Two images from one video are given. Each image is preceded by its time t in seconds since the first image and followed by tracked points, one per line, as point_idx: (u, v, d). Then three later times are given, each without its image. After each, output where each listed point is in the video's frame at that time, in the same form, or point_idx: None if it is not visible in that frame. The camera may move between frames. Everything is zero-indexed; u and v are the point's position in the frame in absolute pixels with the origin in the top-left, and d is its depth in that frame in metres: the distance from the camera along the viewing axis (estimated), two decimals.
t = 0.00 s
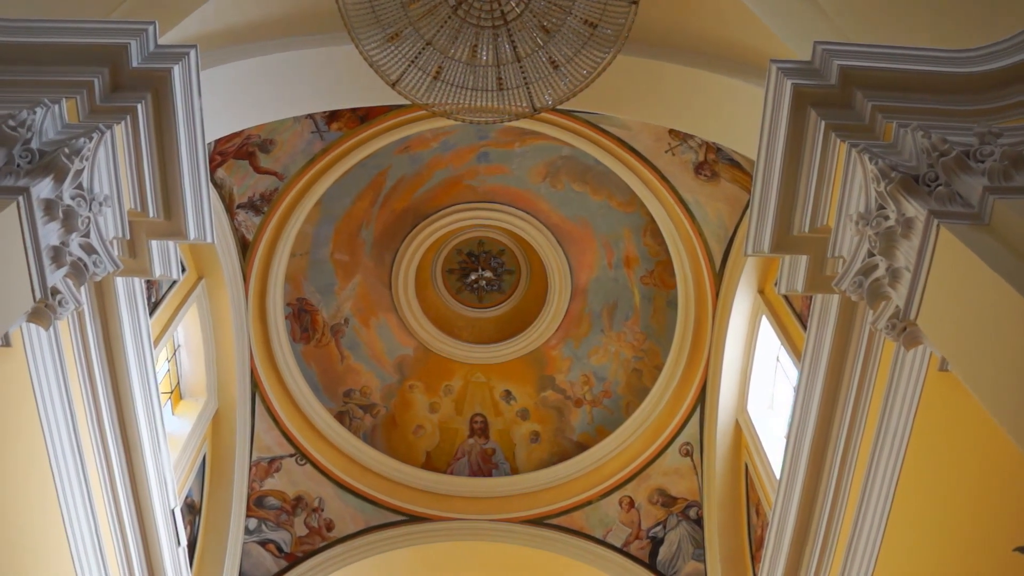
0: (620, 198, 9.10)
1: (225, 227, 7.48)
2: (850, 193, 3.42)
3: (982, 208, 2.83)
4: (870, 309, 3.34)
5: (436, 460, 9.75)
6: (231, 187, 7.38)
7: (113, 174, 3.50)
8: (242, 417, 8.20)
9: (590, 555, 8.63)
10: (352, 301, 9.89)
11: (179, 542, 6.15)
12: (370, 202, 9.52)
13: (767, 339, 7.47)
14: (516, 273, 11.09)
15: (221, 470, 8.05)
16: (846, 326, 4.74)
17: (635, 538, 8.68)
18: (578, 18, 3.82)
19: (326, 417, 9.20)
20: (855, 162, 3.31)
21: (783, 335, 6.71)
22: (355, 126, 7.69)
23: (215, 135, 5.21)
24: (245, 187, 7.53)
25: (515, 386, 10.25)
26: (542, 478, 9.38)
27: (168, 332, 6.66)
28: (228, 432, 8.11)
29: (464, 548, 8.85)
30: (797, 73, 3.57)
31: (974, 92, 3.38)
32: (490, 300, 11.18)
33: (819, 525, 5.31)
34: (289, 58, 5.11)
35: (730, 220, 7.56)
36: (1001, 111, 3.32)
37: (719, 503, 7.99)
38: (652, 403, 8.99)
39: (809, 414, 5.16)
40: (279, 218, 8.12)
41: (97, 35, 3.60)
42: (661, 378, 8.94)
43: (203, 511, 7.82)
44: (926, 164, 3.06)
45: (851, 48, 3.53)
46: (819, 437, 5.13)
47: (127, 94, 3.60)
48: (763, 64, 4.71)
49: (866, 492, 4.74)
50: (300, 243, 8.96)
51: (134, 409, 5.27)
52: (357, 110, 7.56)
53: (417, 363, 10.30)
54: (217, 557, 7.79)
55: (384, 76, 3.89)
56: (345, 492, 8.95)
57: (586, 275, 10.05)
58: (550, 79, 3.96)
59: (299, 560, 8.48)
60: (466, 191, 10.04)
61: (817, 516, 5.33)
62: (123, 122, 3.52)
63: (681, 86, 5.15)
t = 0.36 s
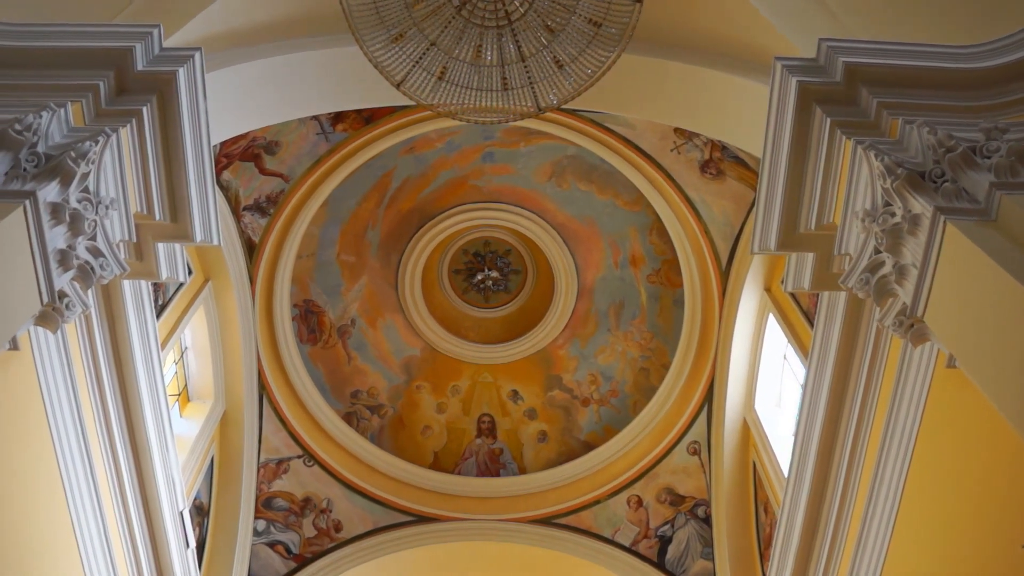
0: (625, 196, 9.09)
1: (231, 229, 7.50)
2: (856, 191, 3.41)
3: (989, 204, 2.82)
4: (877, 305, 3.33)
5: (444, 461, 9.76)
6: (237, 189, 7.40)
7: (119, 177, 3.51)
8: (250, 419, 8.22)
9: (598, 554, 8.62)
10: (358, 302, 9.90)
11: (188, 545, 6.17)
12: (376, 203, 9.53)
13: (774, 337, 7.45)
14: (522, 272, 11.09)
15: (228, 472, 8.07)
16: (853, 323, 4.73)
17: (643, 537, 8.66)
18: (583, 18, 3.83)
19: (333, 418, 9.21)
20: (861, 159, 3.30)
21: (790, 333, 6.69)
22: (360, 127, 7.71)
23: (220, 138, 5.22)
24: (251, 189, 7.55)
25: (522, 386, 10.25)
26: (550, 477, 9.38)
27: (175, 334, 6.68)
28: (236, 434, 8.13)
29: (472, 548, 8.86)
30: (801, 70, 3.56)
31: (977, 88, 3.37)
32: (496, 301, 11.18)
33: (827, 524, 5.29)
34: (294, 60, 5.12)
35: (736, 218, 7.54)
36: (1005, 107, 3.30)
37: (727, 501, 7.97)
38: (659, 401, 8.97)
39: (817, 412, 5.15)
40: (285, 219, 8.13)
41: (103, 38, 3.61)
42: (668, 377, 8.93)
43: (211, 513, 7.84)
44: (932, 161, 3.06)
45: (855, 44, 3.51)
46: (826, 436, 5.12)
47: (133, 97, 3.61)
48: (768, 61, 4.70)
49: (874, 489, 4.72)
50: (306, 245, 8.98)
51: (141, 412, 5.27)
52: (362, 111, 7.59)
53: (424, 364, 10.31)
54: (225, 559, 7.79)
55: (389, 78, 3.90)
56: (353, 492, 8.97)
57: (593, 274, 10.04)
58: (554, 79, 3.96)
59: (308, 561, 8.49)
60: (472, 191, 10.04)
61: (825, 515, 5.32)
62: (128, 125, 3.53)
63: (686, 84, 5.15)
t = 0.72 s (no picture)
0: (631, 195, 9.08)
1: (237, 231, 7.52)
2: (861, 188, 3.40)
3: (995, 200, 2.81)
4: (883, 303, 3.31)
5: (451, 461, 9.76)
6: (242, 191, 7.42)
7: (125, 180, 3.52)
8: (257, 421, 8.24)
9: (606, 553, 8.61)
10: (365, 303, 9.91)
11: (197, 546, 6.19)
12: (381, 204, 9.55)
13: (781, 335, 7.43)
14: (528, 272, 11.09)
15: (236, 473, 8.09)
16: (861, 320, 4.72)
17: (651, 536, 8.65)
18: (587, 16, 3.82)
19: (340, 419, 9.23)
20: (866, 156, 3.29)
21: (797, 331, 6.67)
22: (365, 128, 7.73)
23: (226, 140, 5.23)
24: (257, 190, 7.57)
25: (529, 385, 10.25)
26: (557, 477, 9.38)
27: (182, 337, 6.70)
28: (243, 436, 8.15)
29: (480, 548, 8.86)
30: (806, 68, 3.55)
31: (984, 83, 3.35)
32: (502, 300, 11.19)
33: (835, 522, 5.28)
34: (300, 62, 5.13)
35: (742, 216, 7.53)
36: (1013, 103, 3.28)
37: (735, 500, 7.96)
38: (666, 400, 8.96)
39: (824, 410, 5.13)
40: (291, 221, 8.15)
41: (109, 42, 3.63)
42: (675, 376, 8.92)
43: (219, 514, 7.86)
44: (938, 157, 3.05)
45: (860, 41, 3.50)
46: (834, 434, 5.10)
47: (138, 100, 3.63)
48: (773, 59, 4.69)
49: (882, 487, 4.71)
50: (312, 246, 8.99)
51: (149, 414, 5.29)
52: (367, 112, 7.61)
53: (431, 364, 10.32)
54: (234, 560, 7.81)
55: (393, 78, 3.88)
56: (360, 493, 8.98)
57: (599, 273, 10.03)
58: (559, 78, 3.96)
59: (316, 562, 8.50)
60: (477, 191, 10.05)
61: (834, 513, 5.30)
62: (134, 128, 3.54)
63: (690, 83, 5.14)
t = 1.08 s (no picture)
0: (636, 194, 9.07)
1: (243, 233, 7.54)
2: (867, 185, 3.39)
3: (1002, 196, 2.80)
4: (890, 300, 3.31)
5: (459, 461, 9.76)
6: (248, 193, 7.43)
7: (130, 182, 3.53)
8: (264, 422, 8.25)
9: (613, 552, 8.60)
10: (371, 304, 9.92)
11: (205, 548, 6.20)
12: (386, 205, 9.55)
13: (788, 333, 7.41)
14: (534, 272, 11.09)
15: (243, 475, 8.10)
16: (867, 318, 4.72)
17: (659, 535, 8.63)
18: (590, 15, 3.81)
19: (347, 420, 9.24)
20: (872, 153, 3.28)
21: (803, 329, 6.66)
22: (370, 129, 7.74)
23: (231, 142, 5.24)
24: (262, 192, 7.58)
25: (536, 385, 10.25)
26: (564, 477, 9.37)
27: (188, 339, 6.71)
28: (250, 437, 8.16)
29: (488, 547, 8.86)
30: (811, 65, 3.54)
31: (989, 80, 3.34)
32: (508, 300, 11.18)
33: (843, 521, 5.27)
34: (304, 63, 5.14)
35: (748, 214, 7.52)
36: (1017, 99, 3.27)
37: (743, 498, 7.94)
38: (673, 399, 8.95)
39: (831, 407, 5.12)
40: (297, 222, 8.16)
41: (113, 45, 3.64)
42: (682, 375, 8.91)
43: (227, 516, 7.87)
44: (943, 154, 3.03)
45: (864, 37, 3.49)
46: (842, 432, 5.09)
47: (143, 103, 3.64)
48: (777, 56, 4.68)
49: (890, 485, 4.70)
50: (317, 248, 9.01)
51: (156, 416, 5.30)
52: (372, 113, 7.62)
53: (437, 364, 10.33)
54: (242, 561, 7.83)
55: (398, 79, 3.89)
56: (367, 494, 8.99)
57: (605, 273, 10.03)
58: (563, 78, 3.95)
59: (324, 563, 8.52)
60: (483, 191, 10.05)
61: (841, 511, 5.29)
62: (139, 130, 3.55)
63: (695, 81, 5.13)
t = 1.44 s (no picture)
0: (642, 193, 9.06)
1: (249, 235, 7.55)
2: (872, 182, 3.37)
3: (1008, 192, 2.79)
4: (897, 297, 3.30)
5: (466, 462, 9.77)
6: (253, 195, 7.45)
7: (136, 185, 3.54)
8: (272, 424, 8.27)
9: (622, 551, 8.59)
10: (377, 305, 9.93)
11: (213, 550, 6.22)
12: (392, 205, 9.56)
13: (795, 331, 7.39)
14: (540, 271, 11.08)
15: (251, 476, 8.12)
16: (874, 314, 4.70)
17: (667, 534, 8.62)
18: (595, 15, 3.84)
19: (355, 420, 9.25)
20: (878, 149, 3.27)
21: (810, 326, 6.64)
22: (375, 130, 7.75)
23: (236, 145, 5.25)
24: (268, 194, 7.60)
25: (543, 384, 10.25)
26: (571, 476, 9.37)
27: (195, 341, 6.74)
28: (258, 438, 8.19)
29: (495, 547, 8.87)
30: (815, 62, 3.53)
31: (994, 75, 3.32)
32: (515, 300, 11.18)
33: (851, 519, 5.25)
34: (308, 65, 5.15)
35: (754, 212, 7.50)
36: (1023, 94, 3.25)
37: (751, 497, 7.92)
38: (681, 398, 8.94)
39: (838, 405, 5.10)
40: (303, 223, 8.17)
41: (119, 48, 3.65)
42: (689, 373, 8.90)
43: (235, 518, 7.89)
44: (949, 150, 3.02)
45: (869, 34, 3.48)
46: (849, 430, 5.07)
47: (148, 106, 3.65)
48: (782, 54, 4.67)
49: (898, 482, 4.69)
50: (323, 249, 9.02)
51: (163, 417, 5.31)
52: (377, 114, 7.63)
53: (444, 365, 10.33)
54: (250, 562, 7.84)
55: (402, 80, 3.90)
56: (375, 495, 9.00)
57: (611, 272, 10.01)
58: (568, 77, 3.95)
59: (332, 564, 8.54)
60: (488, 191, 10.06)
61: (850, 508, 5.27)
62: (145, 133, 3.57)
63: (699, 79, 5.12)
